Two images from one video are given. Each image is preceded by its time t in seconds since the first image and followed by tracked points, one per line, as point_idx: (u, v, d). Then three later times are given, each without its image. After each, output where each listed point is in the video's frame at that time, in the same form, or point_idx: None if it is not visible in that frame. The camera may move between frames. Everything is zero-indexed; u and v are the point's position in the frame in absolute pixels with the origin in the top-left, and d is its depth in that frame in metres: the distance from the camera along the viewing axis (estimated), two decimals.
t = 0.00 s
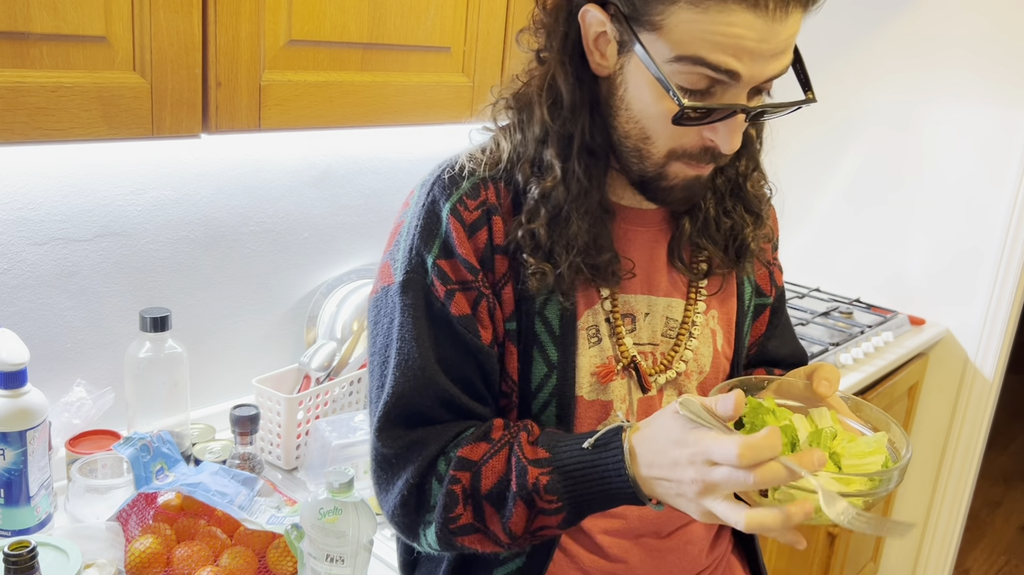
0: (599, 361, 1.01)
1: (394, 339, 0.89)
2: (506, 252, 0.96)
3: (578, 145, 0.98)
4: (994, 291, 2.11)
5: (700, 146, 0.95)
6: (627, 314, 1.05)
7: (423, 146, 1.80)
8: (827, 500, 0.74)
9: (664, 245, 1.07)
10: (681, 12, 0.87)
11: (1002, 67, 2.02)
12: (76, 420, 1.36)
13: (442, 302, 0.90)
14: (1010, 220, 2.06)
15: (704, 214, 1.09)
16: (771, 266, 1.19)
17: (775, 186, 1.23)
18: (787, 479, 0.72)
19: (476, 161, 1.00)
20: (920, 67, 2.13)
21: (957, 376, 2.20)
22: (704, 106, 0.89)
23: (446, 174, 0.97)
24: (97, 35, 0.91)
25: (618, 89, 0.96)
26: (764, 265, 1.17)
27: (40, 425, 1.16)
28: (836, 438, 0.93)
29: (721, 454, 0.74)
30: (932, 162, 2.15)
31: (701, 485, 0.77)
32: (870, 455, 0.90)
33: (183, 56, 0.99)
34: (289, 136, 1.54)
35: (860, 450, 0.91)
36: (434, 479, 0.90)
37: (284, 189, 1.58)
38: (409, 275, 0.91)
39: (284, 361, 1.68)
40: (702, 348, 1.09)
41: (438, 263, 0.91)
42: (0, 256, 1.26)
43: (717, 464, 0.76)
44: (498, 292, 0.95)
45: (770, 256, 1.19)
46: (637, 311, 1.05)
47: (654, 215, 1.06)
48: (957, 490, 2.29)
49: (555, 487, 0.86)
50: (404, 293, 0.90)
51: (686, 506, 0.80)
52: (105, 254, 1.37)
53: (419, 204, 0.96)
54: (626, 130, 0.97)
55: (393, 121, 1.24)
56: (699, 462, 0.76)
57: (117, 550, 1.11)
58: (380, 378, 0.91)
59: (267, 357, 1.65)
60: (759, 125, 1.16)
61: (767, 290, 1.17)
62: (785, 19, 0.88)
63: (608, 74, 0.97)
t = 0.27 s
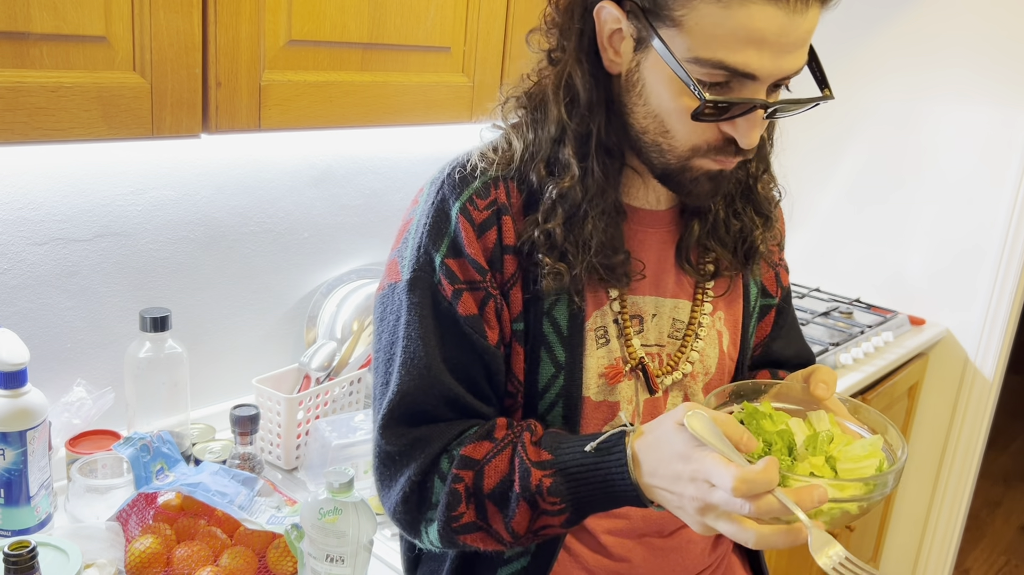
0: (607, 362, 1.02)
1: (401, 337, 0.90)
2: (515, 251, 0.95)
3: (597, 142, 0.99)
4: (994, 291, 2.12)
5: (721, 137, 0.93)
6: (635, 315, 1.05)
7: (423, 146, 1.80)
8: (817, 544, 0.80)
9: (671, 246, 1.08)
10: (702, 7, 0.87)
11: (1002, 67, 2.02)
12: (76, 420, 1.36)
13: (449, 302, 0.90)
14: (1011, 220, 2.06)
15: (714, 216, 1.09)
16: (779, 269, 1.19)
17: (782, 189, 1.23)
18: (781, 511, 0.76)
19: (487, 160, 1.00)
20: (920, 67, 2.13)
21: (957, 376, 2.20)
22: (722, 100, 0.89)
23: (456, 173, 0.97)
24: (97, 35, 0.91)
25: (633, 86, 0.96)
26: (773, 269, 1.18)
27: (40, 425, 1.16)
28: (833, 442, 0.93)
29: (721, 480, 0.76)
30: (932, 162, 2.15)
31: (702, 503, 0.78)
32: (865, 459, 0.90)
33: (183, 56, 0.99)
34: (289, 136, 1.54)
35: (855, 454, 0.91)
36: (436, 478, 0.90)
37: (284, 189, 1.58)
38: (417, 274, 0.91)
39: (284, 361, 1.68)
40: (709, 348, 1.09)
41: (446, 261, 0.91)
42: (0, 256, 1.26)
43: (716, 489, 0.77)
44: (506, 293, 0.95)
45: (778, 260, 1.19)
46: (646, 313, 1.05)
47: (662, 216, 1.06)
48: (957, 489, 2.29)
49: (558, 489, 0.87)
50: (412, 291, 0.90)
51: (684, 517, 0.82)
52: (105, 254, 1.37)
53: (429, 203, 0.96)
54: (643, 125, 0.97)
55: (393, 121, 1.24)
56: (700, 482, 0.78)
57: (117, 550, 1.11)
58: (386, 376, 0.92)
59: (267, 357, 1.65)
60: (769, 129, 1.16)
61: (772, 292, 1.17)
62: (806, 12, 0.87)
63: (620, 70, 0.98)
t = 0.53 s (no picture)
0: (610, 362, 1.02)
1: (402, 339, 0.90)
2: (517, 251, 0.95)
3: (608, 150, 0.99)
4: (994, 291, 2.12)
5: (732, 151, 0.94)
6: (638, 314, 1.05)
7: (423, 146, 1.80)
8: (800, 553, 0.77)
9: (674, 246, 1.08)
10: (722, 14, 0.87)
11: (1002, 67, 2.02)
12: (76, 420, 1.36)
13: (450, 303, 0.90)
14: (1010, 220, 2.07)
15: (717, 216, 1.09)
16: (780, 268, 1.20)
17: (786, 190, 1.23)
18: (766, 517, 0.73)
19: (491, 163, 1.00)
20: (919, 67, 2.13)
21: (957, 376, 2.21)
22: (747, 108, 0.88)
23: (460, 174, 0.97)
24: (97, 36, 0.91)
25: (646, 92, 0.95)
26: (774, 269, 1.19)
27: (40, 425, 1.16)
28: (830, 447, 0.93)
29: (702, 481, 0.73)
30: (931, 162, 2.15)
31: (685, 506, 0.76)
32: (860, 468, 0.90)
33: (183, 56, 0.99)
34: (289, 136, 1.54)
35: (851, 462, 0.91)
36: (433, 476, 0.89)
37: (284, 189, 1.58)
38: (419, 275, 0.91)
39: (284, 361, 1.68)
40: (710, 347, 1.09)
41: (448, 263, 0.91)
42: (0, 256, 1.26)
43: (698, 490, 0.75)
44: (509, 294, 0.95)
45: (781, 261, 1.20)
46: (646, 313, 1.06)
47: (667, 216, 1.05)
48: (957, 490, 2.29)
49: (550, 488, 0.86)
50: (414, 293, 0.90)
51: (671, 520, 0.79)
52: (105, 254, 1.37)
53: (432, 204, 0.96)
54: (654, 132, 0.96)
55: (393, 121, 1.24)
56: (684, 483, 0.76)
57: (117, 550, 1.11)
58: (388, 376, 0.92)
59: (267, 357, 1.65)
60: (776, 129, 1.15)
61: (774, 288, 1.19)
62: (826, 24, 0.89)
63: (633, 76, 0.97)
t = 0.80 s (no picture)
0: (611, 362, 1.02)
1: (401, 338, 0.90)
2: (518, 252, 0.95)
3: (629, 151, 1.00)
4: (994, 291, 2.12)
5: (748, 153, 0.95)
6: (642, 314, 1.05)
7: (423, 146, 1.80)
8: (783, 555, 0.77)
9: (672, 246, 1.08)
10: (755, 30, 0.89)
11: (1001, 67, 2.02)
12: (76, 420, 1.36)
13: (449, 304, 0.90)
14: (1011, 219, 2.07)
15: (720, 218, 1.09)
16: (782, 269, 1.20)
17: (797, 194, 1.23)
18: (750, 519, 0.73)
19: (497, 164, 1.00)
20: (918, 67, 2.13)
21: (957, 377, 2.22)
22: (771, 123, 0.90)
23: (463, 174, 0.97)
24: (97, 36, 0.91)
25: (668, 97, 0.97)
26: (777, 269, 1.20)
27: (39, 425, 1.16)
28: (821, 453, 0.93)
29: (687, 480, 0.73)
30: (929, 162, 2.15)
31: (673, 507, 0.76)
32: (851, 474, 0.89)
33: (183, 56, 0.99)
34: (289, 136, 1.54)
35: (842, 469, 0.90)
36: (426, 475, 0.89)
37: (284, 189, 1.58)
38: (418, 275, 0.91)
39: (284, 361, 1.68)
40: (711, 344, 1.10)
41: (447, 263, 0.91)
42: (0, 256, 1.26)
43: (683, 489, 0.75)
44: (509, 295, 0.95)
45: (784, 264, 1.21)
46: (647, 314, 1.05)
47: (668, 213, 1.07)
48: (957, 490, 2.29)
49: (542, 488, 0.86)
50: (413, 293, 0.90)
51: (659, 521, 0.79)
52: (105, 254, 1.37)
53: (432, 205, 0.96)
54: (669, 135, 0.98)
55: (393, 121, 1.24)
56: (672, 485, 0.76)
57: (117, 550, 1.11)
58: (387, 375, 0.92)
59: (267, 357, 1.65)
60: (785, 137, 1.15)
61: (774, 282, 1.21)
62: (850, 51, 0.92)
63: (650, 80, 0.98)
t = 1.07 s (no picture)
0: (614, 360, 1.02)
1: (403, 337, 0.90)
2: (520, 252, 0.95)
3: (634, 146, 1.00)
4: (994, 291, 2.12)
5: (746, 153, 0.95)
6: (643, 313, 1.05)
7: (423, 146, 1.80)
8: (783, 558, 0.77)
9: (673, 244, 1.08)
10: (754, 21, 0.89)
11: (1001, 66, 2.02)
12: (76, 420, 1.36)
13: (452, 302, 0.91)
14: (1011, 218, 2.07)
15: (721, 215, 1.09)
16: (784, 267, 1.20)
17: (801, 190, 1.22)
18: (750, 522, 0.73)
19: (500, 163, 1.01)
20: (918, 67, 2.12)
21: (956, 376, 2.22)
22: (772, 114, 0.90)
23: (465, 173, 0.97)
24: (97, 36, 0.91)
25: (669, 92, 0.97)
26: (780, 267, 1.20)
27: (40, 425, 1.16)
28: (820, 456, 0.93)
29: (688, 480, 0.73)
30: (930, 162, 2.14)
31: (673, 509, 0.76)
32: (852, 478, 0.89)
33: (183, 56, 0.99)
34: (289, 136, 1.54)
35: (843, 472, 0.90)
36: (429, 474, 0.89)
37: (284, 189, 1.58)
38: (420, 275, 0.91)
39: (284, 361, 1.68)
40: (714, 343, 1.10)
41: (449, 262, 0.91)
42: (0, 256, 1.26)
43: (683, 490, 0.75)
44: (511, 295, 0.95)
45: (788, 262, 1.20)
46: (648, 313, 1.05)
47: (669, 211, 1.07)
48: (957, 489, 2.29)
49: (544, 488, 0.86)
50: (415, 292, 0.90)
51: (661, 522, 0.79)
52: (105, 254, 1.37)
53: (434, 204, 0.96)
54: (670, 132, 0.98)
55: (393, 121, 1.24)
56: (673, 486, 0.76)
57: (117, 550, 1.11)
58: (389, 374, 0.92)
59: (267, 357, 1.65)
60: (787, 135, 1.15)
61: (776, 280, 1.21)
62: (850, 42, 0.92)
63: (652, 74, 0.98)
